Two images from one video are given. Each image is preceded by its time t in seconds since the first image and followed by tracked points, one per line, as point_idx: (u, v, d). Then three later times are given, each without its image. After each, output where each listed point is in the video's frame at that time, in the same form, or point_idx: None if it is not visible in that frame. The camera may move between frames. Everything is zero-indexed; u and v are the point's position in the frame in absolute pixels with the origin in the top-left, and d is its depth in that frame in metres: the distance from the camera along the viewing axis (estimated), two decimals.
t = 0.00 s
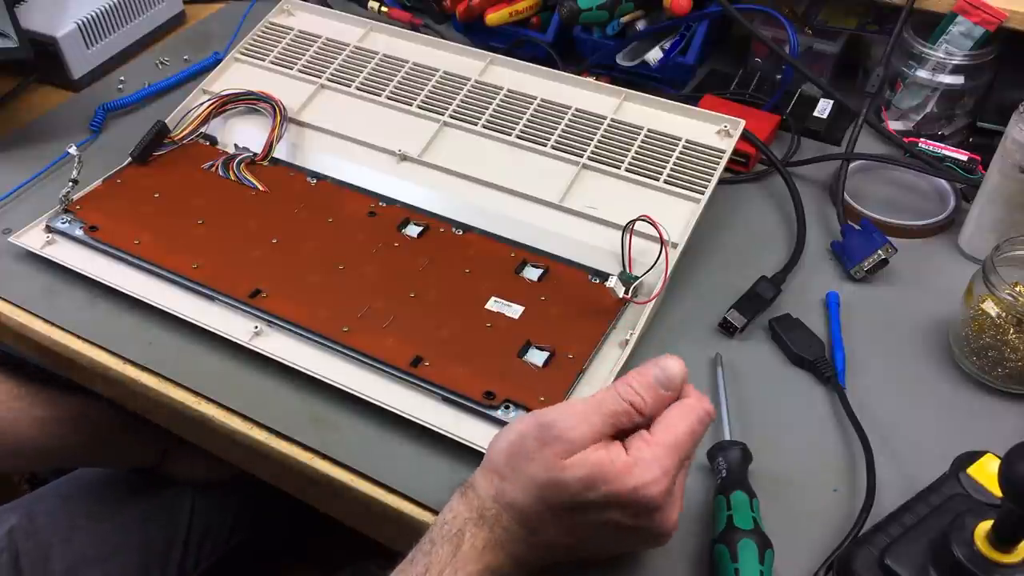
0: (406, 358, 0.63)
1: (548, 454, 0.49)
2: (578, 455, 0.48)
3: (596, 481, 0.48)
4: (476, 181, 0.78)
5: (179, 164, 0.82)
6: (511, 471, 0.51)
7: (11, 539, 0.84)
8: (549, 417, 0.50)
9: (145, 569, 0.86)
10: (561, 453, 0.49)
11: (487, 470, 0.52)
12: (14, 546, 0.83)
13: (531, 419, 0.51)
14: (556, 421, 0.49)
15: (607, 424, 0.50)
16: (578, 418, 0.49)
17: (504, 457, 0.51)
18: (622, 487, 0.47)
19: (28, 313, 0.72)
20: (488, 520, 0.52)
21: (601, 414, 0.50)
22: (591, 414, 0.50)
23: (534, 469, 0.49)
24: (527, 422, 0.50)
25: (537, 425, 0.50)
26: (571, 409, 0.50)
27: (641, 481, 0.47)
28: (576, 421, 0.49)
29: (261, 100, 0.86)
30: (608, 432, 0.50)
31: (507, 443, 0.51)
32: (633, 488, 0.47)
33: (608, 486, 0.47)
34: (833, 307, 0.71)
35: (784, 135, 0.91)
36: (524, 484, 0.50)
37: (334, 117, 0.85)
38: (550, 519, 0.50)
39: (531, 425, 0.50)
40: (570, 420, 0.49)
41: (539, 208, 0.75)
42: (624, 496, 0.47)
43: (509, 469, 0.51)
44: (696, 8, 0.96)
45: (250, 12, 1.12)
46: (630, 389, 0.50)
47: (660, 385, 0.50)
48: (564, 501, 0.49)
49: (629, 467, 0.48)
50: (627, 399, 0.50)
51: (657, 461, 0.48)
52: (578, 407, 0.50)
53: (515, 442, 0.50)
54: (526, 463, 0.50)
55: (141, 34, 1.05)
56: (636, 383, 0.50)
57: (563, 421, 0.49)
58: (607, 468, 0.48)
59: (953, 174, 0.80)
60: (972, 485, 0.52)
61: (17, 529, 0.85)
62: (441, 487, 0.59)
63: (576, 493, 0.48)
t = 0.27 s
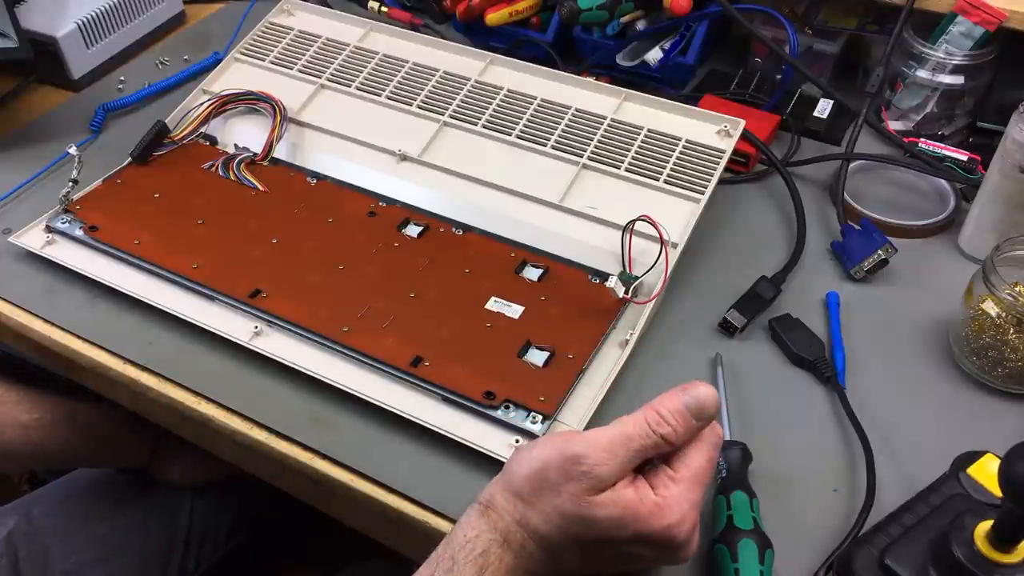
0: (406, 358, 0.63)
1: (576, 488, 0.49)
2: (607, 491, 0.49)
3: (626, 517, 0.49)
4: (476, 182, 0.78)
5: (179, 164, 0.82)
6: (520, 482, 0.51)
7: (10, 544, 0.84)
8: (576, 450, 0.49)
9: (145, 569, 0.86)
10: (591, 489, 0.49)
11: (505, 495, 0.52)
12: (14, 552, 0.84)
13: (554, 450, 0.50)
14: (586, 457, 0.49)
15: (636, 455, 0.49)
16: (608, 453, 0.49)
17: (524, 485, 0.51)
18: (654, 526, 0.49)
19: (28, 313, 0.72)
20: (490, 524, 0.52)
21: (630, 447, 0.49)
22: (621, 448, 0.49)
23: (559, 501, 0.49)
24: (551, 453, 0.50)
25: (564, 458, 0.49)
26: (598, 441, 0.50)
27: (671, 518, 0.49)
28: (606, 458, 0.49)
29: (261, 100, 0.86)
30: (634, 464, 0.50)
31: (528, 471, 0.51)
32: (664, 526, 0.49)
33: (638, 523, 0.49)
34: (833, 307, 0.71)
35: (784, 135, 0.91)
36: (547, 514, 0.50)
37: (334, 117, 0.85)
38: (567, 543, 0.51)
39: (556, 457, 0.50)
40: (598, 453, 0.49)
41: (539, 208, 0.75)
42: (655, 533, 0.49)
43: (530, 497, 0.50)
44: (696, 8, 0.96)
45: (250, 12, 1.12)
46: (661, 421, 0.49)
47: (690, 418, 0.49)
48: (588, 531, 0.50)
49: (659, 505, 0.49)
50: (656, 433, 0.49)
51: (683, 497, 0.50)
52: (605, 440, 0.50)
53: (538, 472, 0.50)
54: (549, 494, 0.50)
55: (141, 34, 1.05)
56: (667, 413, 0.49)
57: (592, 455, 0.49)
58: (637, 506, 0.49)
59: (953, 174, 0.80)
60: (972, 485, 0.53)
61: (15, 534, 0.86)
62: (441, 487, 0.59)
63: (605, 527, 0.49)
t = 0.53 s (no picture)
0: (406, 358, 0.63)
1: (579, 484, 0.49)
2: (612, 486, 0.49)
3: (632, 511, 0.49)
4: (476, 182, 0.78)
5: (179, 164, 0.82)
6: (523, 480, 0.51)
7: (10, 546, 0.85)
8: (578, 446, 0.49)
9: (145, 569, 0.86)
10: (594, 485, 0.48)
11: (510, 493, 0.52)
12: (14, 553, 0.84)
13: (556, 446, 0.50)
14: (588, 453, 0.48)
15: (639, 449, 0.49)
16: (610, 448, 0.48)
17: (529, 481, 0.51)
18: (659, 520, 0.49)
19: (28, 313, 0.72)
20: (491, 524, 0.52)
21: (631, 442, 0.48)
22: (622, 443, 0.48)
23: (563, 497, 0.50)
24: (553, 449, 0.50)
25: (566, 454, 0.49)
26: (599, 435, 0.49)
27: (677, 512, 0.49)
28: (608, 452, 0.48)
29: (261, 100, 0.86)
30: (638, 457, 0.49)
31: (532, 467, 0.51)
32: (670, 520, 0.49)
33: (643, 517, 0.49)
34: (833, 307, 0.71)
35: (784, 135, 0.91)
36: (552, 510, 0.50)
37: (334, 117, 0.85)
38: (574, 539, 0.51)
39: (558, 453, 0.50)
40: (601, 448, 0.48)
41: (539, 208, 0.75)
42: (661, 527, 0.49)
43: (535, 494, 0.51)
44: (696, 8, 0.96)
45: (250, 12, 1.12)
46: (662, 413, 0.48)
47: (692, 410, 0.48)
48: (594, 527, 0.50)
49: (664, 500, 0.49)
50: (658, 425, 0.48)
51: (688, 491, 0.50)
52: (607, 434, 0.49)
53: (542, 468, 0.50)
54: (553, 490, 0.50)
55: (141, 34, 1.05)
56: (668, 405, 0.48)
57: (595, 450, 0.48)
58: (642, 501, 0.49)
59: (953, 174, 0.80)
60: (972, 485, 0.53)
61: (14, 536, 0.86)
62: (441, 487, 0.59)
63: (610, 522, 0.49)
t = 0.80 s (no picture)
0: (406, 358, 0.63)
1: (576, 482, 0.49)
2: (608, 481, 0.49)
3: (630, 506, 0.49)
4: (476, 181, 0.78)
5: (179, 164, 0.82)
6: (522, 480, 0.51)
7: (10, 546, 0.84)
8: (574, 443, 0.49)
9: (145, 568, 0.86)
10: (590, 482, 0.49)
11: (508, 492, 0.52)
12: (14, 553, 0.84)
13: (552, 443, 0.50)
14: (584, 450, 0.48)
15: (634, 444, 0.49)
16: (605, 444, 0.48)
17: (526, 479, 0.51)
18: (658, 514, 0.48)
19: (28, 313, 0.72)
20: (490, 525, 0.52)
21: (626, 437, 0.48)
22: (617, 439, 0.48)
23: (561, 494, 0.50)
24: (549, 447, 0.50)
25: (561, 452, 0.49)
26: (594, 430, 0.49)
27: (675, 506, 0.49)
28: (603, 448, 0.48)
29: (261, 100, 0.86)
30: (634, 453, 0.49)
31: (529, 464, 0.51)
32: (669, 514, 0.49)
33: (642, 511, 0.49)
34: (833, 307, 0.71)
35: (784, 135, 0.91)
36: (551, 508, 0.50)
37: (334, 117, 0.85)
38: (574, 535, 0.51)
39: (554, 451, 0.50)
40: (596, 444, 0.48)
41: (539, 208, 0.75)
42: (659, 521, 0.49)
43: (532, 493, 0.51)
44: (696, 8, 0.96)
45: (250, 12, 1.12)
46: (656, 408, 0.48)
47: (686, 403, 0.48)
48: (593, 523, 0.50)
49: (662, 494, 0.49)
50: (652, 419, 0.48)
51: (687, 484, 0.50)
52: (602, 430, 0.49)
53: (538, 466, 0.50)
54: (551, 488, 0.50)
55: (141, 34, 1.05)
56: (663, 400, 0.48)
57: (590, 447, 0.48)
58: (641, 495, 0.49)
59: (953, 174, 0.80)
60: (972, 485, 0.53)
61: (14, 537, 0.85)
62: (441, 487, 0.59)
63: (609, 518, 0.49)
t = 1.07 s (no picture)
0: (406, 358, 0.63)
1: (573, 481, 0.49)
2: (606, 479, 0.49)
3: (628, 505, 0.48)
4: (476, 181, 0.78)
5: (179, 164, 0.82)
6: (520, 480, 0.51)
7: (8, 545, 0.84)
8: (571, 443, 0.49)
9: (145, 568, 0.86)
10: (588, 481, 0.48)
11: (506, 491, 0.52)
12: (11, 551, 0.83)
13: (550, 443, 0.50)
14: (581, 449, 0.48)
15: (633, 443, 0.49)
16: (603, 443, 0.48)
17: (524, 479, 0.51)
18: (656, 513, 0.48)
19: (28, 313, 0.72)
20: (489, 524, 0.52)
21: (624, 437, 0.48)
22: (615, 438, 0.48)
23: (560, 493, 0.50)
24: (547, 447, 0.50)
25: (559, 452, 0.49)
26: (592, 429, 0.49)
27: (674, 504, 0.49)
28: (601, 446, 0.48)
29: (261, 100, 0.86)
30: (632, 452, 0.49)
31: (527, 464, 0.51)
32: (667, 512, 0.49)
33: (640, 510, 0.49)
34: (833, 307, 0.71)
35: (784, 135, 0.91)
36: (549, 508, 0.51)
37: (334, 117, 0.85)
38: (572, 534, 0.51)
39: (552, 451, 0.50)
40: (594, 443, 0.48)
41: (539, 208, 0.75)
42: (658, 519, 0.49)
43: (531, 492, 0.51)
44: (696, 8, 0.96)
45: (250, 12, 1.12)
46: (654, 407, 0.48)
47: (685, 402, 0.48)
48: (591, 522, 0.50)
49: (660, 492, 0.49)
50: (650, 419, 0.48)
51: (685, 483, 0.50)
52: (600, 429, 0.49)
53: (536, 466, 0.50)
54: (549, 488, 0.50)
55: (141, 34, 1.05)
56: (661, 400, 0.48)
57: (588, 446, 0.48)
58: (638, 493, 0.49)
59: (953, 174, 0.80)
60: (972, 485, 0.53)
61: (12, 535, 0.85)
62: (441, 487, 0.59)
63: (607, 517, 0.49)
